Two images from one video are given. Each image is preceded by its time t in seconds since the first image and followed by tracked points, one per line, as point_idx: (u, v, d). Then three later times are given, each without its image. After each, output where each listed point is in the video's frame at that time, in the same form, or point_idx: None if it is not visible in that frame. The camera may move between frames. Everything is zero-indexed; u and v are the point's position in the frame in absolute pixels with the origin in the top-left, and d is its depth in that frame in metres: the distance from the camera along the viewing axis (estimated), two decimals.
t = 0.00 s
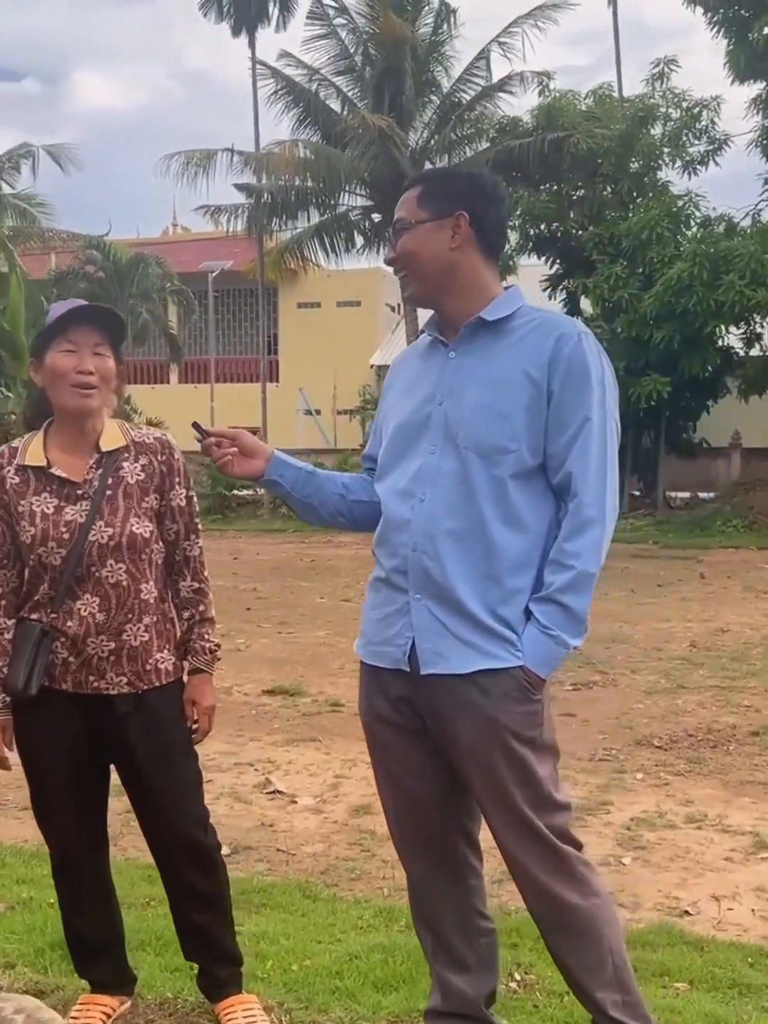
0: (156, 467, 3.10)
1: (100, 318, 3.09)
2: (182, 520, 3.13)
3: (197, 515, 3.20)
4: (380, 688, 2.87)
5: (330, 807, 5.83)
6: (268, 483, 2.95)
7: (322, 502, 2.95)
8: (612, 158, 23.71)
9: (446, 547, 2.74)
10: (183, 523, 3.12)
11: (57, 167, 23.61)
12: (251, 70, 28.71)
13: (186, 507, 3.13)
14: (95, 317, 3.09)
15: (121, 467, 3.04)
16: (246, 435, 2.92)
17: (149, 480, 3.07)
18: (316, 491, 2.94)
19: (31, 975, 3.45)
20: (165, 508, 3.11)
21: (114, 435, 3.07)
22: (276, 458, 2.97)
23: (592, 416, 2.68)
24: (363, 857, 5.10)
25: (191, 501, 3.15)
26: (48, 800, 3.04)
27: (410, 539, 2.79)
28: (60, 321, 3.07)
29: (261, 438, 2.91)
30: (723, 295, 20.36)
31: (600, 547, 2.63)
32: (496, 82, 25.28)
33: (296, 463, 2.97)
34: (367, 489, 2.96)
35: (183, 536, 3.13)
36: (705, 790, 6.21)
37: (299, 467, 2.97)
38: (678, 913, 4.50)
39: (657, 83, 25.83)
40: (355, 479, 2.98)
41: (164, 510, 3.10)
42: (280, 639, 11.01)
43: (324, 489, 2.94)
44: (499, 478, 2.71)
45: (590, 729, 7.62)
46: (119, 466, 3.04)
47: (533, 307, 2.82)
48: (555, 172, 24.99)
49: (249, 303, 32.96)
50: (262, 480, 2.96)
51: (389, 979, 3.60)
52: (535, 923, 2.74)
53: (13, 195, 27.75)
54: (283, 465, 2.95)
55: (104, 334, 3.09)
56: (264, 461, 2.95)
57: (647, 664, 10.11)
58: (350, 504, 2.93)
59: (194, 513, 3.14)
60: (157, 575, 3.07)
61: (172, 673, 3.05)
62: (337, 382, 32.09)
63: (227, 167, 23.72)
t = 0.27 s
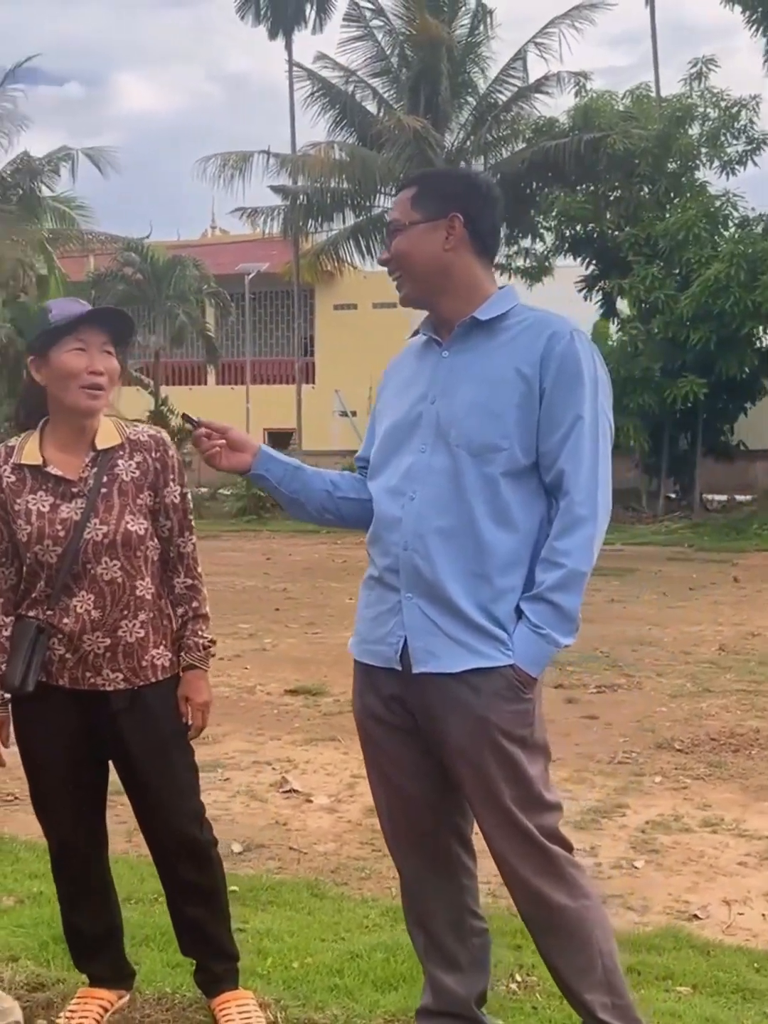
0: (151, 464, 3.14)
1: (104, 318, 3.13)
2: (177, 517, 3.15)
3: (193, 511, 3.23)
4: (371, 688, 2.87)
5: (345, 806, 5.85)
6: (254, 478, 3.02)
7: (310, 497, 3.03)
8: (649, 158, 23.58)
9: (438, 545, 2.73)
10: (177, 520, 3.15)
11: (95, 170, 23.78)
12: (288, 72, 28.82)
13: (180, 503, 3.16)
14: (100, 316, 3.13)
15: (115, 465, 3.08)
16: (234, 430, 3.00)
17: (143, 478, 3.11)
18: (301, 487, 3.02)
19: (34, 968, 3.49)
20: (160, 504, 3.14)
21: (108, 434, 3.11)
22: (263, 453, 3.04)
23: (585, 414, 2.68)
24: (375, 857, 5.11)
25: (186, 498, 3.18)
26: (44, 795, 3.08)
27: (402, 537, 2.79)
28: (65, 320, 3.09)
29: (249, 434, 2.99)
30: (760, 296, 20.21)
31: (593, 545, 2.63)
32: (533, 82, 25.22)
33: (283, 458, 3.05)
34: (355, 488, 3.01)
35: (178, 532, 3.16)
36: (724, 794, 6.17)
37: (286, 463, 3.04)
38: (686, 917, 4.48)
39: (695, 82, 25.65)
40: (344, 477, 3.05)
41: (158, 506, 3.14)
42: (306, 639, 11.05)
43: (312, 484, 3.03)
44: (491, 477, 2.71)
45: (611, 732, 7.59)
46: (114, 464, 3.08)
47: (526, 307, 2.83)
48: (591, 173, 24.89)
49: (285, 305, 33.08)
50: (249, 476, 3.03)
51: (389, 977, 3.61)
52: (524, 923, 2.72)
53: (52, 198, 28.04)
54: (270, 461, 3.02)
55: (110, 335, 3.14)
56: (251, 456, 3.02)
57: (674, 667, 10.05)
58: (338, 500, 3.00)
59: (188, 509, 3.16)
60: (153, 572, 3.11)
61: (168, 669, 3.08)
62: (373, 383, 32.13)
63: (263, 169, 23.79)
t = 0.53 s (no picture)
0: (163, 454, 3.22)
1: (120, 320, 3.21)
2: (190, 505, 3.24)
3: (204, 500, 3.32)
4: (378, 672, 2.93)
5: (365, 795, 5.93)
6: (262, 471, 3.10)
7: (316, 489, 3.11)
8: (681, 154, 23.49)
9: (443, 534, 2.79)
10: (191, 508, 3.24)
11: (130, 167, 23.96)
12: (321, 70, 28.88)
13: (193, 492, 3.25)
14: (117, 317, 3.21)
15: (130, 455, 3.16)
16: (242, 422, 3.07)
17: (157, 467, 3.20)
18: (308, 479, 3.10)
19: (53, 947, 3.59)
20: (173, 493, 3.23)
21: (123, 425, 3.19)
22: (270, 445, 3.10)
23: (586, 405, 2.73)
24: (392, 845, 5.18)
25: (198, 486, 3.27)
26: (63, 777, 3.16)
27: (408, 526, 2.85)
28: (83, 318, 3.16)
29: (255, 426, 3.06)
30: None
31: (594, 533, 2.68)
32: (565, 78, 25.19)
33: (290, 450, 3.11)
34: (361, 479, 3.08)
35: (191, 520, 3.24)
36: (743, 788, 6.19)
37: (293, 455, 3.11)
38: (699, 907, 4.51)
39: (729, 77, 25.50)
40: (350, 470, 3.12)
41: (172, 494, 3.22)
42: (333, 633, 11.14)
43: (318, 477, 3.10)
44: (495, 466, 2.77)
45: (633, 726, 7.62)
46: (127, 454, 3.16)
47: (530, 300, 2.88)
48: (624, 169, 24.82)
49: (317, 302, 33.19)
50: (255, 470, 3.10)
51: (399, 960, 3.67)
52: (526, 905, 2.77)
53: (87, 196, 28.24)
54: (277, 452, 3.09)
55: (126, 335, 3.22)
56: (258, 447, 3.09)
57: (699, 663, 10.05)
58: (344, 491, 3.08)
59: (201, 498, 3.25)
60: (168, 558, 3.19)
61: (182, 653, 3.16)
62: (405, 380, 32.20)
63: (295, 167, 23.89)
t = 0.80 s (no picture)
0: (191, 450, 3.34)
1: (150, 319, 3.33)
2: (217, 499, 3.36)
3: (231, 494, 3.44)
4: (394, 660, 3.03)
5: (389, 784, 6.04)
6: (284, 469, 3.21)
7: (336, 487, 3.22)
8: (713, 148, 23.40)
9: (456, 527, 2.90)
10: (217, 502, 3.35)
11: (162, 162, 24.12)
12: (351, 66, 28.96)
13: (219, 486, 3.37)
14: (147, 316, 3.33)
15: (160, 451, 3.28)
16: (263, 424, 3.18)
17: (185, 462, 3.32)
18: (328, 478, 3.21)
19: (86, 924, 3.73)
20: (201, 487, 3.35)
21: (154, 422, 3.31)
22: (291, 446, 3.22)
23: (593, 402, 2.82)
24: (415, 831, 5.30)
25: (224, 481, 3.39)
26: (95, 760, 3.28)
27: (422, 520, 2.96)
28: (115, 318, 3.28)
29: (276, 430, 3.16)
30: None
31: (600, 526, 2.77)
32: (596, 71, 25.14)
33: (311, 450, 3.22)
34: (379, 478, 3.19)
35: (218, 513, 3.36)
36: (763, 779, 6.25)
37: (313, 454, 3.22)
38: (714, 895, 4.59)
39: (762, 69, 25.35)
40: (368, 468, 3.23)
41: (199, 489, 3.34)
42: (361, 626, 11.27)
43: (336, 476, 3.21)
44: (504, 461, 2.87)
45: (656, 719, 7.70)
46: (158, 450, 3.28)
47: (540, 301, 2.98)
48: (655, 162, 24.74)
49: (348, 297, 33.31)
50: (278, 469, 3.22)
51: (417, 941, 3.78)
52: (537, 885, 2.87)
53: (120, 192, 28.49)
54: (297, 453, 3.20)
55: (156, 332, 3.34)
56: (280, 449, 3.20)
57: (724, 657, 10.10)
58: (362, 489, 3.19)
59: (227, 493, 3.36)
60: (195, 550, 3.31)
61: (210, 640, 3.27)
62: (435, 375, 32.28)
63: (325, 162, 23.97)
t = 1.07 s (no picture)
0: (215, 447, 3.47)
1: (183, 322, 3.44)
2: (239, 495, 3.50)
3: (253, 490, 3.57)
4: (405, 650, 3.13)
5: (410, 773, 6.16)
6: (298, 467, 3.33)
7: (348, 483, 3.33)
8: (745, 141, 23.34)
9: (465, 524, 2.99)
10: (240, 497, 3.49)
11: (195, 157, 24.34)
12: (382, 60, 29.03)
13: (242, 482, 3.50)
14: (181, 320, 3.44)
15: (185, 450, 3.40)
16: (280, 424, 3.30)
17: (209, 459, 3.44)
18: (342, 474, 3.32)
19: (112, 903, 3.88)
20: (223, 483, 3.47)
21: (180, 421, 3.43)
22: (305, 444, 3.33)
23: (598, 401, 2.91)
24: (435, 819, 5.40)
25: (247, 477, 3.52)
26: (120, 745, 3.41)
27: (432, 516, 3.06)
28: (149, 319, 3.40)
29: (290, 426, 3.27)
30: None
31: (604, 522, 2.87)
32: (627, 64, 25.12)
33: (324, 448, 3.34)
34: (390, 475, 3.30)
35: (240, 508, 3.50)
36: None
37: (327, 452, 3.34)
38: (728, 884, 4.67)
39: None
40: (380, 465, 3.34)
41: (223, 485, 3.47)
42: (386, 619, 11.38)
43: (349, 473, 3.33)
44: (512, 459, 2.97)
45: (677, 712, 7.76)
46: (183, 448, 3.40)
47: (546, 304, 3.07)
48: (687, 155, 24.69)
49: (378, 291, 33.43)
50: (291, 466, 3.34)
51: (434, 924, 3.90)
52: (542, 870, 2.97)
53: (152, 187, 28.71)
54: (311, 451, 3.32)
55: (188, 335, 3.45)
56: (294, 447, 3.31)
57: (747, 652, 10.15)
58: (373, 487, 3.29)
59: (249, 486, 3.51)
60: (218, 544, 3.44)
61: (231, 631, 3.40)
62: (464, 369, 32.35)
63: (357, 156, 24.09)
